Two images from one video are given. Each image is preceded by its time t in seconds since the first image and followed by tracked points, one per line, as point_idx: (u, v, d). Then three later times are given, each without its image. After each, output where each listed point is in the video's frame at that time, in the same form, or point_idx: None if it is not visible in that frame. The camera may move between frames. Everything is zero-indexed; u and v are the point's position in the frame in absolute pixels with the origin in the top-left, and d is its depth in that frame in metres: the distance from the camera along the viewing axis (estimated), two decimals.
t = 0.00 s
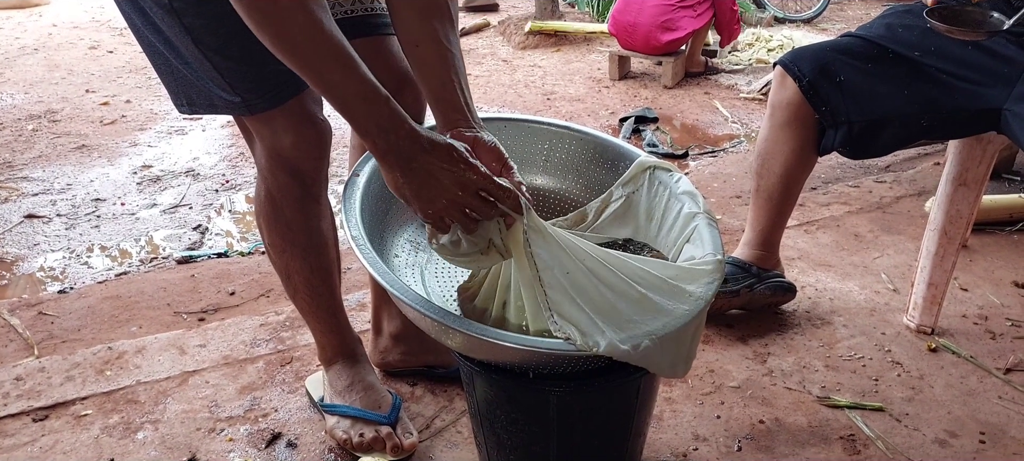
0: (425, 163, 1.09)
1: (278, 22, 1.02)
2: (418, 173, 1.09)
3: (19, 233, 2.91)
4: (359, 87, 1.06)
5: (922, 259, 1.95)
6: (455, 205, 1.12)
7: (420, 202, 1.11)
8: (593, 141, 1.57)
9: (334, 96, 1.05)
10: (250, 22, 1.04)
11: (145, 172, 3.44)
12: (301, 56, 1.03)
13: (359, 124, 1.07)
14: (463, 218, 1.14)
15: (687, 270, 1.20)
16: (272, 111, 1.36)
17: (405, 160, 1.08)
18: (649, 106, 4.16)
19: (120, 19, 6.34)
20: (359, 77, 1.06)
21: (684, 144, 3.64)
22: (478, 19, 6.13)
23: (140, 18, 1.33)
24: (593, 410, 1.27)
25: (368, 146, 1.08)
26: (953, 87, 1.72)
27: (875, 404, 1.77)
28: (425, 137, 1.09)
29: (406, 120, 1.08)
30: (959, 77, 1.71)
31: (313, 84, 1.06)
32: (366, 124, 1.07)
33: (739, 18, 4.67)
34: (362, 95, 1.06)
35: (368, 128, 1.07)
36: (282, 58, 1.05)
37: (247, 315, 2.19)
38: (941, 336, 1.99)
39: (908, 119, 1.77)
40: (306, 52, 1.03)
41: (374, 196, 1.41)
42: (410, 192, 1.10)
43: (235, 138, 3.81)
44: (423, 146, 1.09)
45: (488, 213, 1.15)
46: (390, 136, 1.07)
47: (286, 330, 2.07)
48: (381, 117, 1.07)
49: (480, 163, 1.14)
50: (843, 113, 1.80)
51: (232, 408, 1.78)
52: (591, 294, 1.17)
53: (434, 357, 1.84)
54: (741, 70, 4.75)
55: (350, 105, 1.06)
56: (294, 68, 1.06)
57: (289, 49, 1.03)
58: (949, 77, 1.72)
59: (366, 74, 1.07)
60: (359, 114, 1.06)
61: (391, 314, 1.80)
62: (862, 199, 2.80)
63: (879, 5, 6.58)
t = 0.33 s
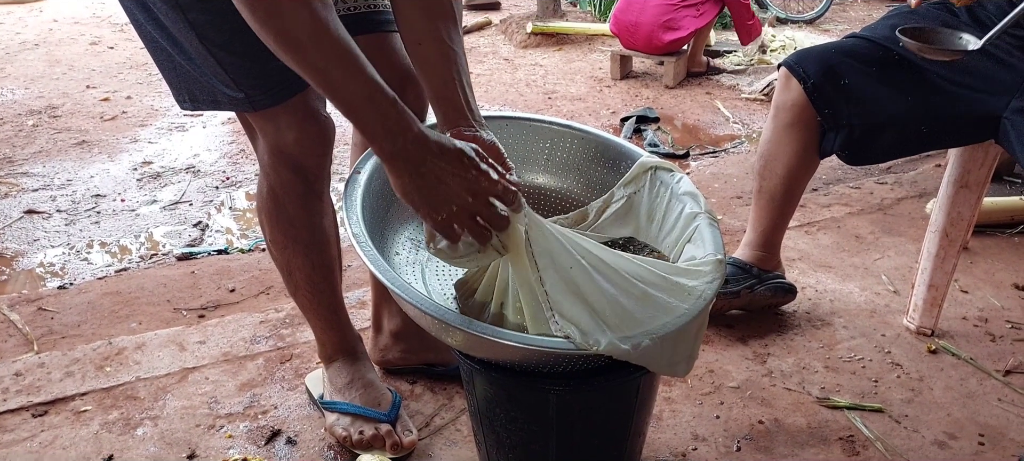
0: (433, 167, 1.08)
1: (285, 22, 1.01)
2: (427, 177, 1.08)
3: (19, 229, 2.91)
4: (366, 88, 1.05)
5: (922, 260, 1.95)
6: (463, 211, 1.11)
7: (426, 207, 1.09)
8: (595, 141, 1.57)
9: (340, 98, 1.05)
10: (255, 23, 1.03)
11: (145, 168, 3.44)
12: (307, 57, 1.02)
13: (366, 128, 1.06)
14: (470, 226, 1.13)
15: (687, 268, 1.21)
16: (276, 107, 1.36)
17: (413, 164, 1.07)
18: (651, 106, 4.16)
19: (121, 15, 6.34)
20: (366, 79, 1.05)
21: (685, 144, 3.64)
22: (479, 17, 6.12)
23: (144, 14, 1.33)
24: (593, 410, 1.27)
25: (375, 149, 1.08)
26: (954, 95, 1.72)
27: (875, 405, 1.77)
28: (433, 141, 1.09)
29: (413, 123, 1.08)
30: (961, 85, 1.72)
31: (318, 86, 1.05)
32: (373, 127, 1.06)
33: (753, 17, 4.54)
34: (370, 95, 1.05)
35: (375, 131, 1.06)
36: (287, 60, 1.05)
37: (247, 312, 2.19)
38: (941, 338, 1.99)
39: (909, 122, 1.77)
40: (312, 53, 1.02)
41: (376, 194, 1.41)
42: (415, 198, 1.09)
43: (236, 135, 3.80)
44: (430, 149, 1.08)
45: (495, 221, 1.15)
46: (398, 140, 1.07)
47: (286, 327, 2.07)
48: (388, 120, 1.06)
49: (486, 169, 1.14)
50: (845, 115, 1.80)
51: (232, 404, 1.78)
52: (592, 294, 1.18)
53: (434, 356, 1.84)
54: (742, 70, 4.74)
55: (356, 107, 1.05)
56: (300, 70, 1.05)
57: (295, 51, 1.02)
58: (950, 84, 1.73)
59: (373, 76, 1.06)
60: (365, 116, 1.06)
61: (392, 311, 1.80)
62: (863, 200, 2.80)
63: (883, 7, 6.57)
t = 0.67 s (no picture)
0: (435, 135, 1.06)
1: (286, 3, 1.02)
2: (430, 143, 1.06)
3: (21, 227, 2.91)
4: (369, 64, 1.05)
5: (924, 258, 1.95)
6: (466, 174, 1.07)
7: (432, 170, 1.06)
8: (598, 138, 1.56)
9: (344, 74, 1.05)
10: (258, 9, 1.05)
11: (147, 166, 3.44)
12: (311, 36, 1.03)
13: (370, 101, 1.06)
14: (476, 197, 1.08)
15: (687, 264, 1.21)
16: (278, 106, 1.36)
17: (417, 131, 1.06)
18: (652, 104, 4.16)
19: (123, 14, 6.35)
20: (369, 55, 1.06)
21: (686, 143, 3.64)
22: (481, 15, 6.12)
23: (145, 12, 1.33)
24: (594, 407, 1.27)
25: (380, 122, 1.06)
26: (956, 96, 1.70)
27: (877, 403, 1.77)
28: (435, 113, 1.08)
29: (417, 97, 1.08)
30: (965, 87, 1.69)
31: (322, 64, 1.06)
32: (377, 100, 1.06)
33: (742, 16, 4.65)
34: (374, 70, 1.06)
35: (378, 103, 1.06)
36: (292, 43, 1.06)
37: (249, 310, 2.19)
38: (943, 336, 1.99)
39: (908, 121, 1.78)
40: (315, 30, 1.03)
41: (377, 191, 1.41)
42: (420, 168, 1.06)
43: (237, 133, 3.80)
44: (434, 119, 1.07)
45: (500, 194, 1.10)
46: (402, 110, 1.06)
47: (288, 325, 2.07)
48: (391, 92, 1.06)
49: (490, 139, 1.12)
50: (844, 115, 1.81)
51: (233, 402, 1.78)
52: (593, 292, 1.18)
53: (435, 354, 1.84)
54: (743, 68, 4.74)
55: (361, 83, 1.05)
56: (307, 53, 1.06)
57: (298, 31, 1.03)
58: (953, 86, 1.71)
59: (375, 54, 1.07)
60: (370, 92, 1.06)
61: (393, 309, 1.80)
62: (865, 198, 2.80)
63: (884, 5, 6.56)
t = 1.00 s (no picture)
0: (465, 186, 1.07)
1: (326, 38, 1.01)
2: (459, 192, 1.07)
3: (23, 226, 2.91)
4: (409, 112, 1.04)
5: (927, 259, 1.94)
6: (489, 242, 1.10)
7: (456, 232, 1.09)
8: (600, 139, 1.56)
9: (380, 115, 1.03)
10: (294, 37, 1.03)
11: (148, 166, 3.44)
12: (350, 77, 1.02)
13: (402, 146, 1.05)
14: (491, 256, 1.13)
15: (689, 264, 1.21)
16: (279, 106, 1.36)
17: (448, 181, 1.06)
18: (653, 104, 4.15)
19: (125, 13, 6.34)
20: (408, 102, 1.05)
21: (688, 143, 3.63)
22: (482, 15, 6.12)
23: (146, 12, 1.32)
24: (596, 408, 1.27)
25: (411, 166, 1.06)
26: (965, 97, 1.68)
27: (880, 404, 1.76)
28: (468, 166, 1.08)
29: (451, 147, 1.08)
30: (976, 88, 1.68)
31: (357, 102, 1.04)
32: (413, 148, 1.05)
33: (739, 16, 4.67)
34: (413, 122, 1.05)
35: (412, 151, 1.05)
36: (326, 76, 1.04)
37: (250, 309, 2.19)
38: (946, 337, 1.99)
39: (914, 122, 1.78)
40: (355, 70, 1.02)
41: (378, 191, 1.40)
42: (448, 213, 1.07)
43: (239, 133, 3.80)
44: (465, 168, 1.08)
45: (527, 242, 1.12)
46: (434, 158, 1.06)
47: (289, 324, 2.07)
48: (425, 143, 1.05)
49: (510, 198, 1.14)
50: (850, 118, 1.81)
51: (235, 402, 1.78)
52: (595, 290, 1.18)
53: (437, 354, 1.83)
54: (745, 68, 4.74)
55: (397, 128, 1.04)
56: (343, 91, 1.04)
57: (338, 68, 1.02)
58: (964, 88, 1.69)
59: (414, 98, 1.06)
60: (407, 139, 1.04)
61: (395, 309, 1.80)
62: (868, 198, 2.79)
63: (885, 5, 6.55)
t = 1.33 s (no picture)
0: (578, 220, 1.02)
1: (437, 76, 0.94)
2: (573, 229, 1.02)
3: (27, 224, 2.91)
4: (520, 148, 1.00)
5: (932, 261, 1.94)
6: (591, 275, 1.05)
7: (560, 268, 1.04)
8: (605, 140, 1.55)
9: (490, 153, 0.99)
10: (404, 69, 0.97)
11: (152, 164, 3.44)
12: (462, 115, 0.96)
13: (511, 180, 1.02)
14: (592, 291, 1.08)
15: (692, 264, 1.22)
16: (282, 107, 1.36)
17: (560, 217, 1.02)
18: (657, 105, 4.15)
19: (129, 12, 6.36)
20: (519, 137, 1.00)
21: (691, 143, 3.63)
22: (485, 15, 6.12)
23: (150, 12, 1.32)
24: (600, 409, 1.27)
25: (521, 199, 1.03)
26: (970, 94, 1.69)
27: (884, 406, 1.76)
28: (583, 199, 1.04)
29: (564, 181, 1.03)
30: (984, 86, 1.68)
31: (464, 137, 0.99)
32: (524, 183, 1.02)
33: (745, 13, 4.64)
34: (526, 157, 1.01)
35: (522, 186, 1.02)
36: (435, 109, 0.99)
37: (254, 309, 2.19)
38: (950, 339, 1.98)
39: (919, 123, 1.76)
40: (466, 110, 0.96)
41: (382, 190, 1.39)
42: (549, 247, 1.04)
43: (243, 132, 3.80)
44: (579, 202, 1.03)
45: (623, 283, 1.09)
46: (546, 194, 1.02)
47: (293, 324, 2.07)
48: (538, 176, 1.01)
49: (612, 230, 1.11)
50: (856, 119, 1.80)
51: (238, 401, 1.78)
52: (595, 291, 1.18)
53: (440, 354, 1.83)
54: (748, 69, 4.73)
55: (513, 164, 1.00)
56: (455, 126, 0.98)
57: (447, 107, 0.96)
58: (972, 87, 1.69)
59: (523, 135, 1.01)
60: (518, 173, 1.01)
61: (398, 309, 1.80)
62: (871, 200, 2.79)
63: (889, 6, 6.54)
